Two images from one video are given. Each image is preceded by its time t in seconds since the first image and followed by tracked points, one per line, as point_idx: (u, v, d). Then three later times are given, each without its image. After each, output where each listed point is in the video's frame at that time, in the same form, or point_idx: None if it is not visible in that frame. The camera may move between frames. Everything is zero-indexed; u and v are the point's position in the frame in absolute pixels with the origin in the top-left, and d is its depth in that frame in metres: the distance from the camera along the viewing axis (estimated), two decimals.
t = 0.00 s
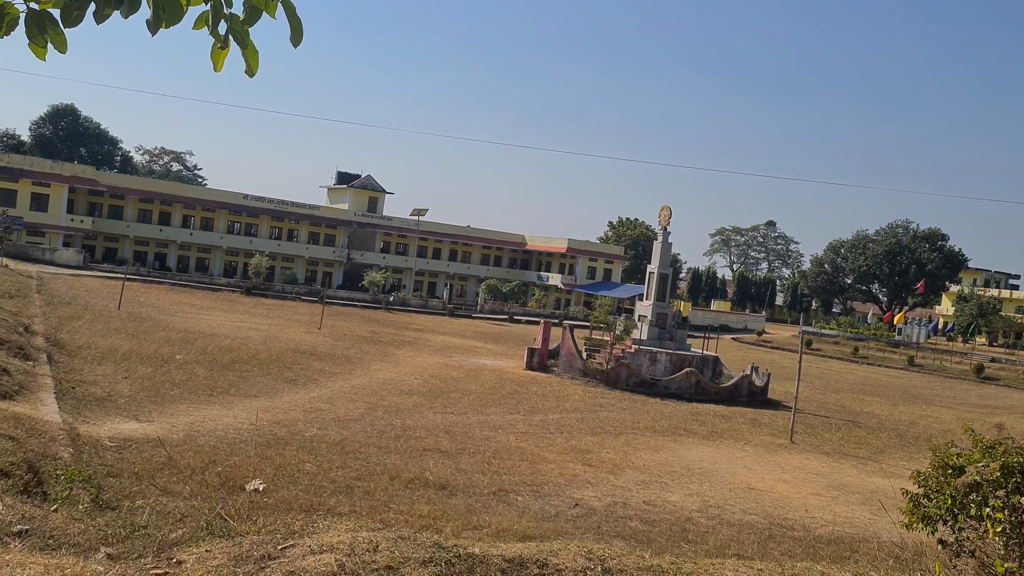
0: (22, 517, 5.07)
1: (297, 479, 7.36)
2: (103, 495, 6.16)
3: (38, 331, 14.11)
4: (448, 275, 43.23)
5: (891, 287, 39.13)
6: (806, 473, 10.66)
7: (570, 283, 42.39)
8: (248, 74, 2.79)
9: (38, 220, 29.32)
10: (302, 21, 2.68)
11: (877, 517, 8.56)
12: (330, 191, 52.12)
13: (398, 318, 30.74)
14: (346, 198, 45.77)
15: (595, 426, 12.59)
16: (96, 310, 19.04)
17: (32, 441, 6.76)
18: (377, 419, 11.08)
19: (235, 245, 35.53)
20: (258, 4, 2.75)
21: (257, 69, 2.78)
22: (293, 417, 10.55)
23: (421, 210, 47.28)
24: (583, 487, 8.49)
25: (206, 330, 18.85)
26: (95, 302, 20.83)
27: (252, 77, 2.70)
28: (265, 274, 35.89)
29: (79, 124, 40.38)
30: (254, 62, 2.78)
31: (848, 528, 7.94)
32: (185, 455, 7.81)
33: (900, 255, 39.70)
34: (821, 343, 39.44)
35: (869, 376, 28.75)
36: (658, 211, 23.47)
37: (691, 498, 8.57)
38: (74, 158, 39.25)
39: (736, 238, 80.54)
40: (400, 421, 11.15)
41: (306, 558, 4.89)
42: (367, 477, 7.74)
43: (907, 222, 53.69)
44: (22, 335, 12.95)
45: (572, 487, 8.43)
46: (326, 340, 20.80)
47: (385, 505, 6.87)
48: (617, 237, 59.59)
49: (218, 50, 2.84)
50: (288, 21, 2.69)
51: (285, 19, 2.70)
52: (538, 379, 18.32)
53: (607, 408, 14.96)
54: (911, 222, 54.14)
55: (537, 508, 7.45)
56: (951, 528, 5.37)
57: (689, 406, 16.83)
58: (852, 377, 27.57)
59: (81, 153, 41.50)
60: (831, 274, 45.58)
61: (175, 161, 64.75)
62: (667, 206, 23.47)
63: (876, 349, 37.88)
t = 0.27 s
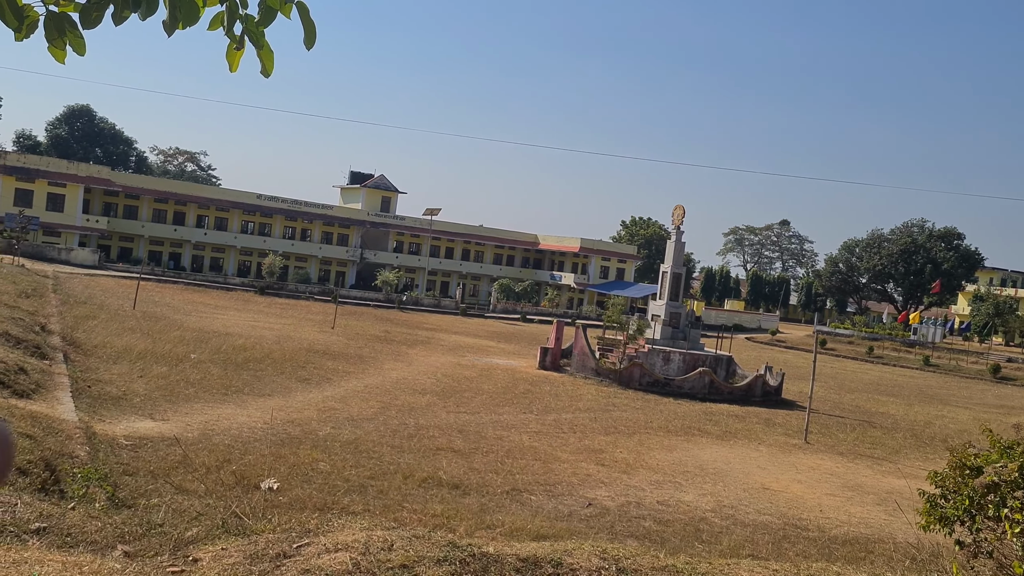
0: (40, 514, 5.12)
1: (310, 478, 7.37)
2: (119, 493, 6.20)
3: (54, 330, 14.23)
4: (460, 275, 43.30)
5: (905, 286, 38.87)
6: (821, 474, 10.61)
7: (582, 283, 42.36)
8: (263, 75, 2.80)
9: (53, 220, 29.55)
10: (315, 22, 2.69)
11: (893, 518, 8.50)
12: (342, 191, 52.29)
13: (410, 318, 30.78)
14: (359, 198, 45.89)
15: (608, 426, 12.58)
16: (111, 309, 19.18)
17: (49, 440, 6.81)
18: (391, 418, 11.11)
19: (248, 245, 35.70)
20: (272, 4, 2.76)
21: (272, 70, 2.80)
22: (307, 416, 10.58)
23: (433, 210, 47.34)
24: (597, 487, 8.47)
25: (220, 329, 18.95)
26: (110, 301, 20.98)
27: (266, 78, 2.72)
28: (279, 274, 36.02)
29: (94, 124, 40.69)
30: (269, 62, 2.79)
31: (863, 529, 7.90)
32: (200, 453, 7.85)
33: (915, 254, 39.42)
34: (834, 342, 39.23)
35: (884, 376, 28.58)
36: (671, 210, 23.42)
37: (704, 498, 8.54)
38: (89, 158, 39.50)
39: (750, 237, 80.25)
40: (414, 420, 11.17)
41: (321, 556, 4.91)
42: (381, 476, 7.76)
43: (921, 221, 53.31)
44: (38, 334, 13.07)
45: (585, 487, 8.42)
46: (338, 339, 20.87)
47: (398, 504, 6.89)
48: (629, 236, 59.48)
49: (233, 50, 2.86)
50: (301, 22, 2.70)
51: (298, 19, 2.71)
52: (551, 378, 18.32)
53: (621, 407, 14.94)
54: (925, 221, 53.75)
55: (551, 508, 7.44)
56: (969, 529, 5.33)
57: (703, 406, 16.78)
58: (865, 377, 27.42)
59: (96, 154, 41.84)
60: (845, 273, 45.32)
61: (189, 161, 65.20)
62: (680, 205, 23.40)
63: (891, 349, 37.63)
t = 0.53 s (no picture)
0: (55, 513, 5.15)
1: (322, 478, 7.40)
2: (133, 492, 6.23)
3: (68, 330, 14.32)
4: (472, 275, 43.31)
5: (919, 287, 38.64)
6: (834, 476, 10.57)
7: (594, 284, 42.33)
8: (278, 76, 2.81)
9: (67, 221, 29.74)
10: (329, 24, 2.69)
11: (907, 520, 8.47)
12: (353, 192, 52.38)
13: (422, 318, 30.80)
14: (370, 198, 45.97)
15: (620, 427, 12.56)
16: (125, 309, 19.28)
17: (63, 439, 6.85)
18: (403, 419, 11.12)
19: (260, 245, 35.82)
20: (286, 6, 2.77)
21: (286, 71, 2.80)
22: (320, 416, 10.61)
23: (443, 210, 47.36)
24: (609, 488, 8.46)
25: (232, 329, 19.02)
26: (124, 301, 21.09)
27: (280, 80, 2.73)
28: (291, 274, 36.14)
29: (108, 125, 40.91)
30: (284, 64, 2.80)
31: (877, 531, 7.87)
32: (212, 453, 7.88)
33: (929, 255, 39.17)
34: (846, 344, 39.05)
35: (897, 377, 28.43)
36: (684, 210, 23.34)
37: (717, 499, 8.52)
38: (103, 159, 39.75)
39: (762, 238, 79.98)
40: (426, 420, 11.18)
41: (334, 556, 4.93)
42: (393, 477, 7.77)
43: (935, 221, 52.96)
44: (53, 334, 13.15)
45: (597, 488, 8.41)
46: (350, 339, 20.93)
47: (410, 504, 6.90)
48: (641, 236, 59.37)
49: (248, 52, 2.86)
50: (315, 23, 2.71)
51: (312, 21, 2.72)
52: (562, 379, 18.31)
53: (633, 408, 14.92)
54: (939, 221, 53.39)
55: (563, 508, 7.44)
56: (984, 531, 5.31)
57: (715, 407, 16.73)
58: (878, 378, 27.27)
59: (110, 154, 42.06)
60: (858, 274, 45.07)
61: (202, 162, 65.48)
62: (692, 206, 23.33)
63: (904, 351, 37.43)
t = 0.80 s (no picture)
0: (61, 512, 5.16)
1: (328, 478, 7.40)
2: (139, 491, 6.25)
3: (76, 329, 14.37)
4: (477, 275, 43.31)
5: (926, 287, 38.54)
6: (841, 476, 10.55)
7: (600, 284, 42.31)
8: (285, 75, 2.81)
9: (74, 220, 29.82)
10: (335, 24, 2.70)
11: (913, 521, 8.45)
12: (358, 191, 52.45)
13: (428, 318, 30.81)
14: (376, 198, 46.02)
15: (626, 427, 12.56)
16: (132, 309, 19.33)
17: (70, 438, 6.87)
18: (409, 418, 11.14)
19: (266, 245, 35.89)
20: (291, 6, 2.78)
21: (293, 70, 2.81)
22: (326, 416, 10.63)
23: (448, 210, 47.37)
24: (615, 489, 8.45)
25: (239, 329, 19.06)
26: (131, 301, 21.14)
27: (286, 79, 2.73)
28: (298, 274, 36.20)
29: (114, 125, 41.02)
30: (290, 63, 2.80)
31: (883, 532, 7.85)
32: (218, 452, 7.90)
33: (936, 256, 39.05)
34: (853, 344, 38.98)
35: (904, 378, 28.36)
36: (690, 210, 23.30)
37: (722, 499, 8.51)
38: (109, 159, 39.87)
39: (769, 238, 79.90)
40: (432, 420, 11.19)
41: (339, 555, 4.93)
42: (398, 476, 7.77)
43: (942, 222, 52.79)
44: (60, 333, 13.20)
45: (602, 488, 8.40)
46: (356, 339, 20.96)
47: (415, 504, 6.90)
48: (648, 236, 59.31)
49: (255, 52, 2.87)
50: (321, 23, 2.71)
51: (319, 20, 2.72)
52: (568, 379, 18.31)
53: (639, 408, 14.91)
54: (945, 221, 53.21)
55: (568, 508, 7.44)
56: (990, 532, 5.29)
57: (721, 408, 16.71)
58: (884, 379, 27.22)
59: (116, 154, 42.21)
60: (864, 274, 44.97)
61: (209, 162, 65.67)
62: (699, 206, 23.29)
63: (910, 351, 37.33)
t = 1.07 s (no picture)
0: (61, 511, 5.16)
1: (329, 478, 7.39)
2: (140, 491, 6.24)
3: (77, 328, 14.36)
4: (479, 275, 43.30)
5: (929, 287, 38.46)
6: (844, 476, 10.54)
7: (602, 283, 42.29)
8: (287, 73, 2.80)
9: (75, 220, 29.82)
10: (337, 22, 2.69)
11: (916, 521, 8.44)
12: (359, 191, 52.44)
13: (430, 318, 30.79)
14: (377, 198, 46.00)
15: (629, 427, 12.54)
16: (133, 308, 19.31)
17: (71, 437, 6.86)
18: (410, 418, 11.13)
19: (267, 244, 35.89)
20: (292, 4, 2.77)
21: (295, 68, 2.80)
22: (328, 415, 10.62)
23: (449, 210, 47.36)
24: (617, 488, 8.45)
25: (240, 328, 19.03)
26: (132, 300, 21.12)
27: (288, 76, 2.72)
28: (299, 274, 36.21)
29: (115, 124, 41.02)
30: (293, 61, 2.79)
31: (886, 532, 7.84)
32: (220, 452, 7.88)
33: (939, 255, 38.96)
34: (855, 344, 38.93)
35: (907, 377, 28.32)
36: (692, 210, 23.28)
37: (725, 499, 8.50)
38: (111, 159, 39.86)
39: (771, 237, 79.82)
40: (434, 420, 11.18)
41: (340, 555, 4.91)
42: (399, 476, 7.76)
43: (944, 221, 52.72)
44: (61, 332, 13.19)
45: (604, 488, 8.39)
46: (357, 338, 20.95)
47: (417, 504, 6.89)
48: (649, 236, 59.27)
49: (256, 49, 2.86)
50: (323, 20, 2.71)
51: (320, 18, 2.71)
52: (570, 379, 18.29)
53: (641, 408, 14.90)
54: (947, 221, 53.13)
55: (570, 508, 7.43)
56: (993, 533, 5.27)
57: (723, 407, 16.70)
58: (886, 378, 27.19)
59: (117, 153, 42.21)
60: (867, 274, 44.89)
61: (210, 161, 65.69)
62: (701, 205, 23.27)
63: (913, 351, 37.29)
